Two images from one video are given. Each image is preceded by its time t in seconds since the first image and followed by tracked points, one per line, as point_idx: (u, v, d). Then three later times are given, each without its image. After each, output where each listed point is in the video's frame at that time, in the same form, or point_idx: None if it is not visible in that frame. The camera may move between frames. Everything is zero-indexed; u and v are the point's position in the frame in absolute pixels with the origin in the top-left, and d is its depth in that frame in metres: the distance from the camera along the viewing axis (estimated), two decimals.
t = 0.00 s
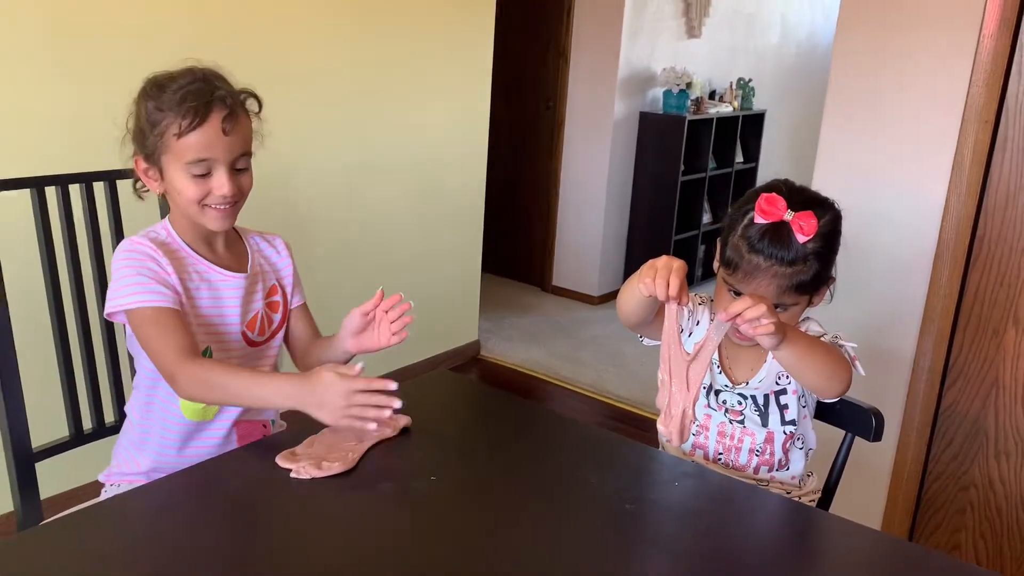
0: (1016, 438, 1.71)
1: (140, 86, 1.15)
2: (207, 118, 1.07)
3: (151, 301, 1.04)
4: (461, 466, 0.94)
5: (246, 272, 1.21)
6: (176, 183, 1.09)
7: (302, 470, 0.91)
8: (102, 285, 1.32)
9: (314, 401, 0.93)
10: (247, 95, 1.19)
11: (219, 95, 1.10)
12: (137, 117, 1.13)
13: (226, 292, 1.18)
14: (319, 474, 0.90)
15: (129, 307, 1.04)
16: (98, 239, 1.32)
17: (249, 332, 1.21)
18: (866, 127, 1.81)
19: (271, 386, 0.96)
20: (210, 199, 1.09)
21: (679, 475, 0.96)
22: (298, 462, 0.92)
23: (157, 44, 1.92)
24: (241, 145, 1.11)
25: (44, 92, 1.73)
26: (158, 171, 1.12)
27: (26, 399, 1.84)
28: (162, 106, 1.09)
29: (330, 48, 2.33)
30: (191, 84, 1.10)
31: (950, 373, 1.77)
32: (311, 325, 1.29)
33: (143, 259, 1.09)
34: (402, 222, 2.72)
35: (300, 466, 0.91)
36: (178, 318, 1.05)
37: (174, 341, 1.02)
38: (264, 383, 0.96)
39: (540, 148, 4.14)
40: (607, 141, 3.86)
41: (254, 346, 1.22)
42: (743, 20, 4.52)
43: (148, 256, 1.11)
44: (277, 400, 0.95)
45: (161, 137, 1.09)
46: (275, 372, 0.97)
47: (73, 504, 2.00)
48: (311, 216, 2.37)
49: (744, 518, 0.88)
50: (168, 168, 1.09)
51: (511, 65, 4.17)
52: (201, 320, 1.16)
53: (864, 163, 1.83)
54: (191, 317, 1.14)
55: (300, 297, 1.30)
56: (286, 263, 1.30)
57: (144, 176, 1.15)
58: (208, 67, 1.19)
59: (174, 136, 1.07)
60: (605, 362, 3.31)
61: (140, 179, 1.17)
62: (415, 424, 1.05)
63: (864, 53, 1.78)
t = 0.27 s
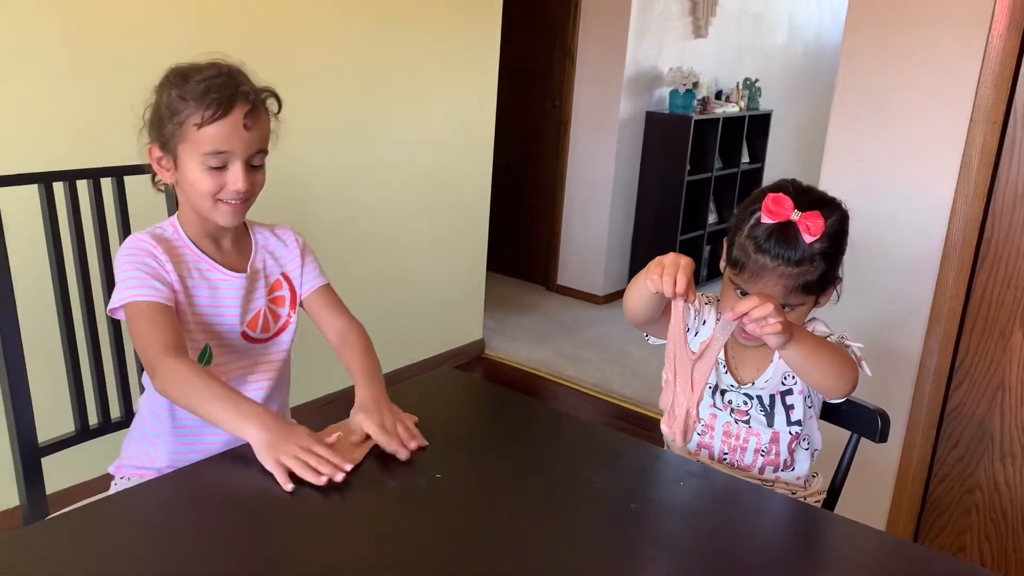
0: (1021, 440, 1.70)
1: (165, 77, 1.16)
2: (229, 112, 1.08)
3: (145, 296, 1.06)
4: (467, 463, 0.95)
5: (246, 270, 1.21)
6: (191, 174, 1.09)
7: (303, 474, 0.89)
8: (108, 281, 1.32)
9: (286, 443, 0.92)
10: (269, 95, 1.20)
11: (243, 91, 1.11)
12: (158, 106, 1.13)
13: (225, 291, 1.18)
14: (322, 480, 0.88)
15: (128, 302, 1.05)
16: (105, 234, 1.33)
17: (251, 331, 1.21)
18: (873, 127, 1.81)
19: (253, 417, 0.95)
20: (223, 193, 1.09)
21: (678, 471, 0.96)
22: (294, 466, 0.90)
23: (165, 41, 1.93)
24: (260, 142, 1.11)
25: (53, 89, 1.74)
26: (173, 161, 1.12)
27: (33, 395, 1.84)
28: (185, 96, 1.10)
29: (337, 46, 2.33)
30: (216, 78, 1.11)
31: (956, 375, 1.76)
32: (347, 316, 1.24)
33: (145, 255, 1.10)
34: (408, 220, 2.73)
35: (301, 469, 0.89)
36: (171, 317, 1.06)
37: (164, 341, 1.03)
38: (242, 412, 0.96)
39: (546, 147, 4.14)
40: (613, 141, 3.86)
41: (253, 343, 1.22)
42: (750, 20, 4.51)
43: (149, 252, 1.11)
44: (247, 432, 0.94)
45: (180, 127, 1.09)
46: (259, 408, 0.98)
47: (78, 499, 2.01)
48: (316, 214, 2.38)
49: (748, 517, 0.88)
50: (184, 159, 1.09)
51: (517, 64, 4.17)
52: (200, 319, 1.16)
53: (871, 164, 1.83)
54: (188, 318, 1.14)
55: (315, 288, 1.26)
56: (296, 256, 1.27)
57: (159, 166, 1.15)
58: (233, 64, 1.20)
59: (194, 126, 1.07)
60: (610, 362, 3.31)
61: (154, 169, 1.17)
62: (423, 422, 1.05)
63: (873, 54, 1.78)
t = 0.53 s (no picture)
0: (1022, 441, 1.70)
1: (172, 76, 1.15)
2: (238, 118, 1.07)
3: (144, 296, 1.05)
4: (468, 461, 0.95)
5: (246, 273, 1.21)
6: (196, 176, 1.09)
7: (316, 470, 0.90)
8: (110, 278, 1.32)
9: (294, 440, 0.93)
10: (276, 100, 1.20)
11: (252, 95, 1.11)
12: (164, 106, 1.13)
13: (223, 293, 1.18)
14: (336, 475, 0.89)
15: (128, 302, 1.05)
16: (106, 231, 1.33)
17: (248, 333, 1.21)
18: (875, 128, 1.81)
19: (262, 414, 0.96)
20: (227, 197, 1.09)
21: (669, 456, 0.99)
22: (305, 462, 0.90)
23: (167, 40, 1.93)
24: (267, 148, 1.11)
25: (54, 86, 1.74)
26: (178, 162, 1.12)
27: (34, 391, 1.85)
28: (193, 98, 1.09)
29: (338, 45, 2.33)
30: (225, 80, 1.11)
31: (957, 376, 1.76)
32: (350, 314, 1.24)
33: (145, 255, 1.10)
34: (409, 219, 2.73)
35: (313, 465, 0.90)
36: (170, 316, 1.06)
37: (168, 339, 1.03)
38: (248, 410, 0.96)
39: (547, 146, 4.14)
40: (614, 141, 3.86)
41: (253, 346, 1.22)
42: (753, 20, 4.51)
43: (148, 252, 1.11)
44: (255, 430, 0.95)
45: (188, 129, 1.09)
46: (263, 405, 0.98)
47: (78, 496, 2.01)
48: (318, 212, 2.38)
49: (749, 517, 0.88)
50: (190, 161, 1.09)
51: (519, 64, 4.17)
52: (198, 322, 1.16)
53: (872, 164, 1.83)
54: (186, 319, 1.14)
55: (315, 288, 1.26)
56: (293, 257, 1.27)
57: (162, 165, 1.15)
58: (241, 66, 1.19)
59: (202, 130, 1.07)
60: (610, 361, 3.31)
61: (156, 168, 1.17)
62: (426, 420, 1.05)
63: (875, 54, 1.78)
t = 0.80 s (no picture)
0: (1016, 446, 1.71)
1: (166, 84, 1.14)
2: (234, 130, 1.06)
3: (147, 300, 1.04)
4: (463, 463, 0.95)
5: (241, 279, 1.20)
6: (191, 188, 1.08)
7: (311, 485, 0.87)
8: (105, 278, 1.32)
9: (301, 452, 0.91)
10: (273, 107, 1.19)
11: (248, 106, 1.10)
12: (158, 115, 1.12)
13: (219, 301, 1.17)
14: (329, 492, 0.86)
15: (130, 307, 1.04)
16: (102, 230, 1.32)
17: (244, 338, 1.21)
18: (872, 133, 1.81)
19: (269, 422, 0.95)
20: (223, 209, 1.08)
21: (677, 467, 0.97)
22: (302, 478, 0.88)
23: (164, 38, 1.92)
24: (263, 159, 1.09)
25: (51, 84, 1.74)
26: (173, 172, 1.11)
27: (28, 390, 1.84)
28: (188, 109, 1.08)
29: (336, 45, 2.33)
30: (220, 91, 1.10)
31: (952, 380, 1.77)
32: (348, 316, 1.22)
33: (145, 260, 1.10)
34: (406, 219, 2.72)
35: (309, 480, 0.87)
36: (174, 320, 1.05)
37: (176, 338, 1.02)
38: (256, 420, 0.95)
39: (545, 148, 4.14)
40: (612, 142, 3.86)
41: (248, 350, 1.22)
42: (750, 23, 4.51)
43: (147, 258, 1.11)
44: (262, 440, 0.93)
45: (182, 140, 1.08)
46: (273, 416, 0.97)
47: (72, 495, 2.00)
48: (314, 212, 2.37)
49: (744, 521, 0.88)
50: (185, 172, 1.08)
51: (517, 64, 4.17)
52: (196, 329, 1.15)
53: (869, 169, 1.83)
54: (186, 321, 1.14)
55: (307, 287, 1.25)
56: (285, 257, 1.26)
57: (157, 175, 1.14)
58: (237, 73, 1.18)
59: (197, 142, 1.06)
60: (606, 363, 3.31)
61: (151, 177, 1.16)
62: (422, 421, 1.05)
63: (872, 58, 1.78)
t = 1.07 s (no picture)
0: (1010, 447, 1.71)
1: (162, 88, 1.14)
2: (228, 133, 1.05)
3: (147, 300, 1.04)
4: (457, 462, 0.95)
5: (236, 282, 1.20)
6: (186, 192, 1.07)
7: (302, 490, 0.86)
8: (100, 276, 1.32)
9: (297, 459, 0.90)
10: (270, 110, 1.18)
11: (243, 109, 1.09)
12: (154, 118, 1.11)
13: (215, 304, 1.17)
14: (320, 499, 0.85)
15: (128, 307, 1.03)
16: (96, 229, 1.32)
17: (241, 341, 1.21)
18: (867, 135, 1.82)
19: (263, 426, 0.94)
20: (220, 213, 1.07)
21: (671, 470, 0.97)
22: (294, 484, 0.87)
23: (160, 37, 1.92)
24: (259, 163, 1.09)
25: (46, 82, 1.73)
26: (168, 176, 1.10)
27: (22, 388, 1.84)
28: (182, 112, 1.08)
29: (333, 44, 2.33)
30: (215, 94, 1.09)
31: (945, 382, 1.77)
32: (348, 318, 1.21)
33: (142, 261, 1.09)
34: (401, 219, 2.72)
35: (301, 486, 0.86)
36: (172, 322, 1.04)
37: (173, 340, 1.01)
38: (253, 426, 0.94)
39: (541, 148, 4.14)
40: (608, 143, 3.86)
41: (245, 353, 1.22)
42: (746, 25, 4.52)
43: (143, 258, 1.10)
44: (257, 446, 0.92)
45: (177, 144, 1.07)
46: (273, 423, 0.96)
47: (65, 494, 2.00)
48: (310, 212, 2.37)
49: (737, 521, 0.88)
50: (180, 176, 1.08)
51: (513, 65, 4.17)
52: (192, 331, 1.15)
53: (864, 170, 1.83)
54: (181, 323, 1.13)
55: (304, 287, 1.24)
56: (280, 259, 1.26)
57: (153, 178, 1.13)
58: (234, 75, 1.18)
59: (192, 146, 1.06)
60: (601, 363, 3.31)
61: (147, 180, 1.16)
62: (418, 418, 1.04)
63: (867, 60, 1.79)
